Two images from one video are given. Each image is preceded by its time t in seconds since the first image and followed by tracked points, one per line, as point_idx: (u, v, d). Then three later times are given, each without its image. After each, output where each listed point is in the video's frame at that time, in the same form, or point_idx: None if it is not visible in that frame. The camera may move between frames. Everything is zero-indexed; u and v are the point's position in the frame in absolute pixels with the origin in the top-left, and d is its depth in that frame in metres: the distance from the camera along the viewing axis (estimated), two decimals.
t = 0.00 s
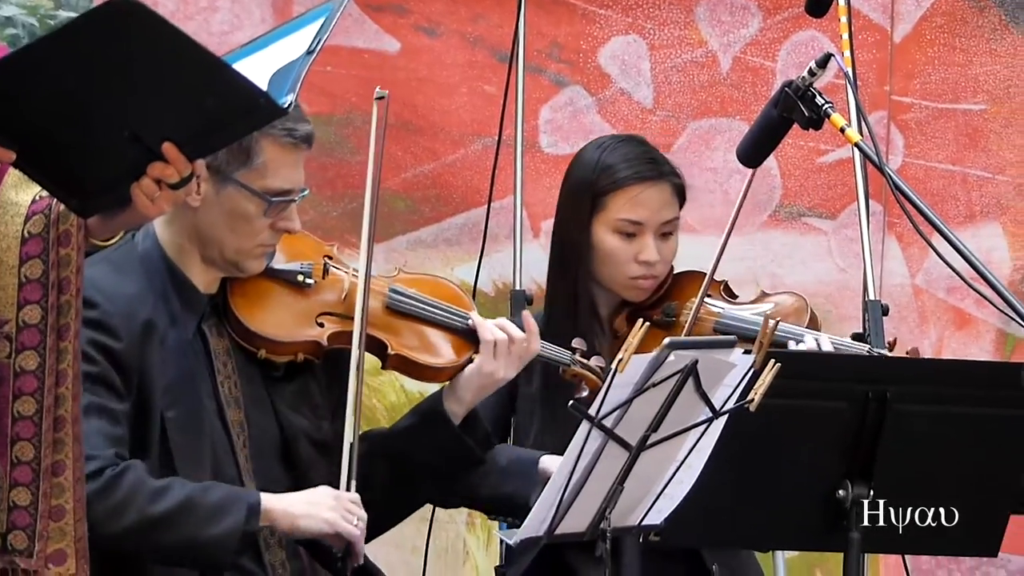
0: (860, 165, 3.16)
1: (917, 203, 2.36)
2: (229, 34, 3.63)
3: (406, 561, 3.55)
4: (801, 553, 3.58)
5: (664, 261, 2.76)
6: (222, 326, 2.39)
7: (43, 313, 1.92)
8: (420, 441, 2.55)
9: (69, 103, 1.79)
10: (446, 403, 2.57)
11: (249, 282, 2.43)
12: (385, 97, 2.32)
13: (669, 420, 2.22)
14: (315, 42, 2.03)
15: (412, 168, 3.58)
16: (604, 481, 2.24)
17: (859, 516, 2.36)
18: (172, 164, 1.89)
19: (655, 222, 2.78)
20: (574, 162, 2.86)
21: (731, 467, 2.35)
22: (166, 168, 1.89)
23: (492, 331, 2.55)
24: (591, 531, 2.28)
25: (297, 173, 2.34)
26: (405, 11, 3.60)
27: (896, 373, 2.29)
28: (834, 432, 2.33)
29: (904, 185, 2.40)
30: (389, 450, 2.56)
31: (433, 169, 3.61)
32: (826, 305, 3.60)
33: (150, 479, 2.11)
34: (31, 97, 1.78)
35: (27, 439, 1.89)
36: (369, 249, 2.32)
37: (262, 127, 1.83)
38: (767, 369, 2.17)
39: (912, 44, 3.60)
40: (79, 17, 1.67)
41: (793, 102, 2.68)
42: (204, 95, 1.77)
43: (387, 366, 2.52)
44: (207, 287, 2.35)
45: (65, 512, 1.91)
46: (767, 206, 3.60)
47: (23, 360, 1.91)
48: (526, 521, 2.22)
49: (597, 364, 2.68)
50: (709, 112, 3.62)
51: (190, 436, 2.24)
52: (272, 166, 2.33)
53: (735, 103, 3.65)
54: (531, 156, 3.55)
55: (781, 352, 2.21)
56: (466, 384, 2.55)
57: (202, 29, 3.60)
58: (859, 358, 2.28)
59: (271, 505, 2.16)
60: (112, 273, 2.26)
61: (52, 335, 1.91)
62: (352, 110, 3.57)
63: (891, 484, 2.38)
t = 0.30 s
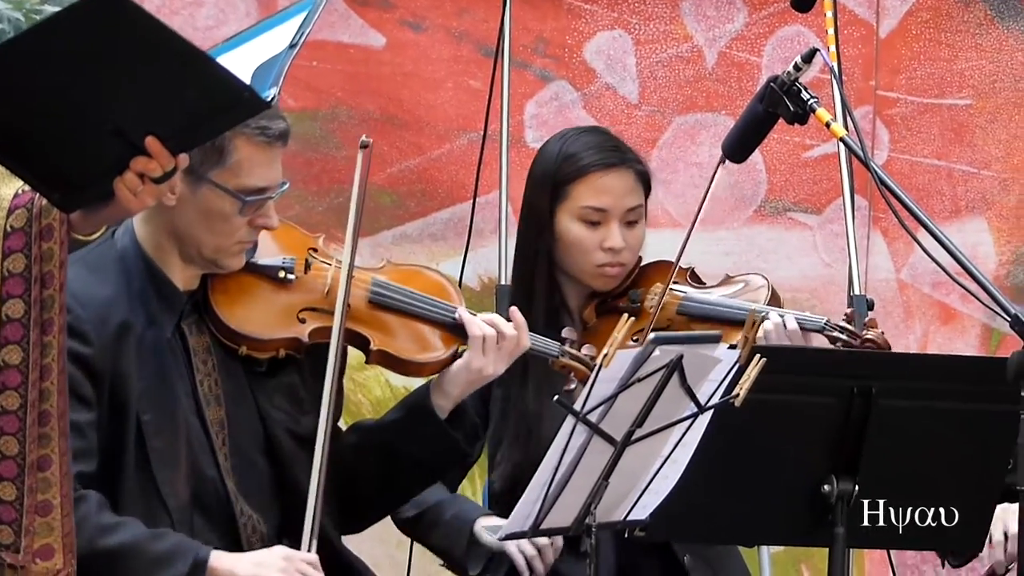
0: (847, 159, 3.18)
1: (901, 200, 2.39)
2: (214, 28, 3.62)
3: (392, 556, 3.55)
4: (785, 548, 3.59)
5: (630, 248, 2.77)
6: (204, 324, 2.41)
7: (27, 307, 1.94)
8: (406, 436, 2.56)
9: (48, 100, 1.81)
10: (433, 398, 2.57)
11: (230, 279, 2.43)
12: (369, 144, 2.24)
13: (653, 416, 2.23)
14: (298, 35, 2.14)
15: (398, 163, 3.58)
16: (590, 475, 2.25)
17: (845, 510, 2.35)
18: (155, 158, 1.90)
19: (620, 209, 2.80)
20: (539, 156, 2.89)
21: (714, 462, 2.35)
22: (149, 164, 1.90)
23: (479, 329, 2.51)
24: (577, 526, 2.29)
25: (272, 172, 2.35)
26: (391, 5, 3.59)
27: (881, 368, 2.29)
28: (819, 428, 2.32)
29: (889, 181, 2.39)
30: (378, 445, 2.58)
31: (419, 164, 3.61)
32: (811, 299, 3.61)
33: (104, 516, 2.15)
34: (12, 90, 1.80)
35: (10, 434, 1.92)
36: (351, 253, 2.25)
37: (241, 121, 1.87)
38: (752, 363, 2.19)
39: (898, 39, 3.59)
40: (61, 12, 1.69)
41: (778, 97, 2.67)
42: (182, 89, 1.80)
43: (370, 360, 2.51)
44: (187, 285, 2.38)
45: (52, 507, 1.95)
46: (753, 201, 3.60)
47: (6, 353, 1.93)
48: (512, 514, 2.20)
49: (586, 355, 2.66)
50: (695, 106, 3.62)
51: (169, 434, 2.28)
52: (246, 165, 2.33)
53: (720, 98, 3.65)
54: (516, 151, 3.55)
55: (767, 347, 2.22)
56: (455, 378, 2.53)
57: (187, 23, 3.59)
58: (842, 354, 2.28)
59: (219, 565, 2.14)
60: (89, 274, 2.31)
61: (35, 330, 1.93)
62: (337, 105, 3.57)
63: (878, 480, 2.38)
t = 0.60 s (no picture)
0: (830, 155, 3.19)
1: (890, 199, 2.34)
2: (200, 27, 3.63)
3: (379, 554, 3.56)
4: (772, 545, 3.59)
5: (612, 266, 2.70)
6: (186, 327, 2.35)
7: (9, 305, 1.88)
8: (393, 438, 2.51)
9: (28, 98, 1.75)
10: (420, 406, 2.53)
11: (216, 281, 2.37)
12: (358, 197, 2.01)
13: (638, 413, 2.20)
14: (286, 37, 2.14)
15: (383, 162, 3.59)
16: (576, 473, 2.23)
17: (830, 507, 2.36)
18: (141, 157, 1.84)
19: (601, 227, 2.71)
20: (526, 162, 2.81)
21: (699, 458, 2.37)
22: (135, 161, 1.84)
23: (464, 336, 2.44)
24: (562, 525, 2.28)
25: (256, 175, 2.26)
26: (376, 3, 3.59)
27: (866, 364, 2.28)
28: (805, 424, 2.32)
29: (874, 176, 2.39)
30: (365, 446, 2.53)
31: (404, 162, 3.61)
32: (796, 297, 3.62)
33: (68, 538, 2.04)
34: None
35: None
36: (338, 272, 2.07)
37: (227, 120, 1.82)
38: (736, 362, 2.19)
39: (882, 36, 3.60)
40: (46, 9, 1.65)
41: (763, 95, 2.69)
42: (169, 87, 1.75)
43: (352, 366, 2.47)
44: (172, 288, 2.32)
45: (34, 506, 1.90)
46: (739, 197, 3.61)
47: None
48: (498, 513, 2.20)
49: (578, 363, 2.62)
50: (680, 104, 3.62)
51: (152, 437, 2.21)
52: (229, 169, 2.24)
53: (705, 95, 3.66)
54: (501, 149, 3.56)
55: (752, 344, 2.21)
56: (439, 386, 2.48)
57: (173, 22, 3.60)
58: (833, 352, 2.27)
59: None
60: (71, 275, 2.24)
61: (19, 329, 1.88)
62: (323, 104, 3.57)
63: (866, 476, 2.39)
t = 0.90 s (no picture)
0: (819, 155, 3.20)
1: (876, 194, 2.31)
2: (185, 23, 3.62)
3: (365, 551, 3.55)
4: (758, 541, 3.59)
5: (611, 261, 2.68)
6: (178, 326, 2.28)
7: None
8: (380, 438, 2.46)
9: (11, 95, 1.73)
10: (406, 403, 2.48)
11: (208, 279, 2.33)
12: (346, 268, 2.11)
13: (624, 411, 2.20)
14: (270, 30, 1.99)
15: (370, 158, 3.58)
16: (562, 470, 2.22)
17: (817, 504, 2.38)
18: (126, 153, 1.84)
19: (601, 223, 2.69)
20: (525, 155, 2.77)
21: (686, 456, 2.36)
22: (120, 158, 1.85)
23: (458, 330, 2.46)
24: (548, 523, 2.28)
25: (253, 172, 2.21)
26: None
27: (853, 361, 2.28)
28: (792, 421, 2.33)
29: (859, 171, 2.39)
30: (351, 447, 2.48)
31: (391, 159, 3.61)
32: (783, 293, 3.62)
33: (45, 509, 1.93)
34: None
35: None
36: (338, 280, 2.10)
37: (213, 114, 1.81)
38: (723, 357, 2.18)
39: (869, 32, 3.59)
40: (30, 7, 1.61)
41: (750, 90, 2.68)
42: (155, 81, 1.73)
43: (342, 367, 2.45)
44: (165, 285, 2.26)
45: (18, 504, 1.83)
46: (725, 194, 3.60)
47: None
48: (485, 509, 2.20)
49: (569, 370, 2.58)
50: (667, 100, 3.62)
51: (144, 435, 2.15)
52: (225, 166, 2.19)
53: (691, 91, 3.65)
54: (487, 145, 3.56)
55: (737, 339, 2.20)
56: (426, 382, 2.45)
57: (159, 19, 3.60)
58: (820, 348, 2.26)
59: None
60: (67, 268, 2.18)
61: (3, 327, 1.86)
62: (309, 100, 3.56)
63: (858, 475, 2.39)
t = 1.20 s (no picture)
0: (802, 154, 3.22)
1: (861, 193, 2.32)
2: (169, 24, 3.61)
3: (350, 552, 3.55)
4: (744, 541, 3.58)
5: (619, 269, 2.64)
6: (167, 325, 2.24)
7: None
8: (366, 439, 2.36)
9: None
10: (392, 402, 2.39)
11: (195, 278, 2.30)
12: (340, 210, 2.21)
13: (609, 410, 2.19)
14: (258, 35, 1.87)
15: (354, 158, 3.58)
16: (548, 467, 2.21)
17: (802, 503, 2.37)
18: (110, 155, 1.78)
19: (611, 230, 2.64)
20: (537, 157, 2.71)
21: (671, 456, 2.35)
22: (103, 160, 1.79)
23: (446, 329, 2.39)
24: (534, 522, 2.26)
25: (245, 173, 2.18)
26: None
27: (837, 359, 2.29)
28: (776, 419, 2.33)
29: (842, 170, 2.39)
30: (335, 450, 2.38)
31: (375, 159, 3.60)
32: (767, 292, 3.62)
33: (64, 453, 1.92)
34: None
35: None
36: (328, 257, 2.21)
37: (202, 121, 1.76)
38: (707, 357, 2.16)
39: (853, 32, 3.59)
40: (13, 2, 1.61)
41: (733, 90, 2.68)
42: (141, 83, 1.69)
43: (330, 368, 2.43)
44: (154, 284, 2.22)
45: None
46: (710, 193, 3.60)
47: None
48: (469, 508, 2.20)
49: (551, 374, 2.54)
50: (651, 100, 3.62)
51: (136, 432, 2.12)
52: (218, 164, 2.16)
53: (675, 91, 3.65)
54: (471, 145, 3.55)
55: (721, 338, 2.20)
56: (411, 378, 2.37)
57: (143, 19, 3.59)
58: (802, 346, 2.27)
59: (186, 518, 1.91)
60: (59, 262, 2.14)
61: None
62: (293, 100, 3.56)
63: (842, 473, 2.39)
